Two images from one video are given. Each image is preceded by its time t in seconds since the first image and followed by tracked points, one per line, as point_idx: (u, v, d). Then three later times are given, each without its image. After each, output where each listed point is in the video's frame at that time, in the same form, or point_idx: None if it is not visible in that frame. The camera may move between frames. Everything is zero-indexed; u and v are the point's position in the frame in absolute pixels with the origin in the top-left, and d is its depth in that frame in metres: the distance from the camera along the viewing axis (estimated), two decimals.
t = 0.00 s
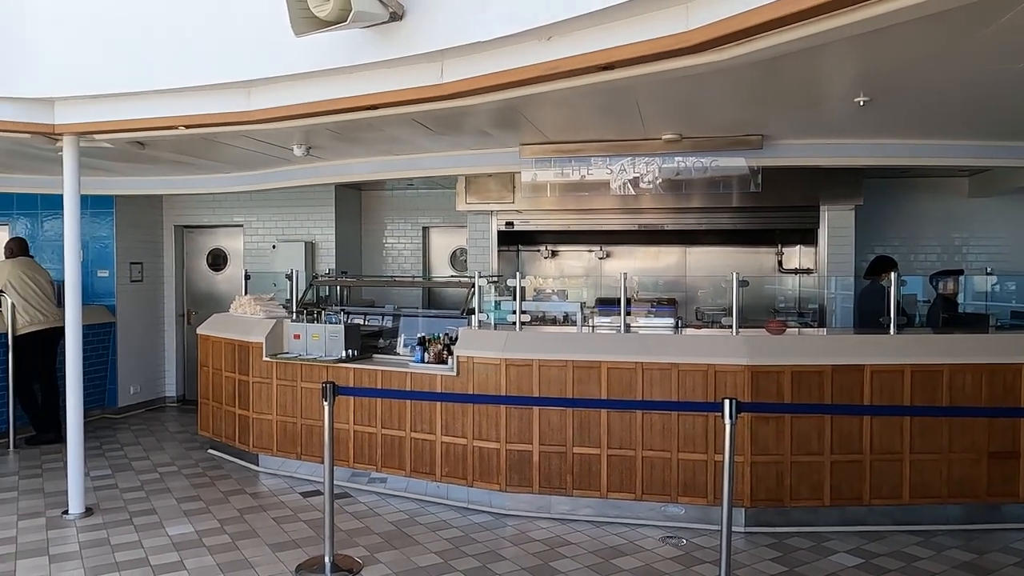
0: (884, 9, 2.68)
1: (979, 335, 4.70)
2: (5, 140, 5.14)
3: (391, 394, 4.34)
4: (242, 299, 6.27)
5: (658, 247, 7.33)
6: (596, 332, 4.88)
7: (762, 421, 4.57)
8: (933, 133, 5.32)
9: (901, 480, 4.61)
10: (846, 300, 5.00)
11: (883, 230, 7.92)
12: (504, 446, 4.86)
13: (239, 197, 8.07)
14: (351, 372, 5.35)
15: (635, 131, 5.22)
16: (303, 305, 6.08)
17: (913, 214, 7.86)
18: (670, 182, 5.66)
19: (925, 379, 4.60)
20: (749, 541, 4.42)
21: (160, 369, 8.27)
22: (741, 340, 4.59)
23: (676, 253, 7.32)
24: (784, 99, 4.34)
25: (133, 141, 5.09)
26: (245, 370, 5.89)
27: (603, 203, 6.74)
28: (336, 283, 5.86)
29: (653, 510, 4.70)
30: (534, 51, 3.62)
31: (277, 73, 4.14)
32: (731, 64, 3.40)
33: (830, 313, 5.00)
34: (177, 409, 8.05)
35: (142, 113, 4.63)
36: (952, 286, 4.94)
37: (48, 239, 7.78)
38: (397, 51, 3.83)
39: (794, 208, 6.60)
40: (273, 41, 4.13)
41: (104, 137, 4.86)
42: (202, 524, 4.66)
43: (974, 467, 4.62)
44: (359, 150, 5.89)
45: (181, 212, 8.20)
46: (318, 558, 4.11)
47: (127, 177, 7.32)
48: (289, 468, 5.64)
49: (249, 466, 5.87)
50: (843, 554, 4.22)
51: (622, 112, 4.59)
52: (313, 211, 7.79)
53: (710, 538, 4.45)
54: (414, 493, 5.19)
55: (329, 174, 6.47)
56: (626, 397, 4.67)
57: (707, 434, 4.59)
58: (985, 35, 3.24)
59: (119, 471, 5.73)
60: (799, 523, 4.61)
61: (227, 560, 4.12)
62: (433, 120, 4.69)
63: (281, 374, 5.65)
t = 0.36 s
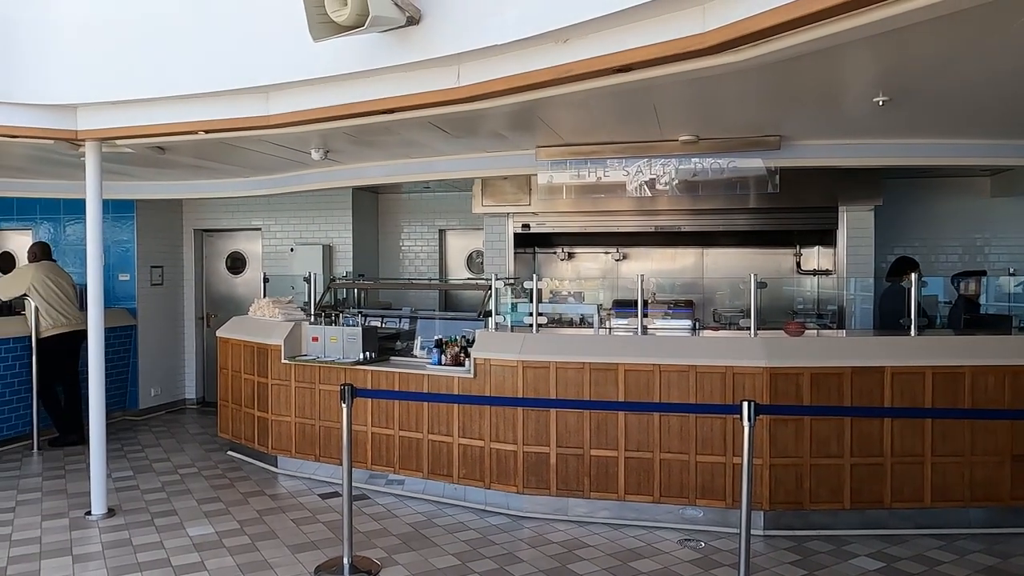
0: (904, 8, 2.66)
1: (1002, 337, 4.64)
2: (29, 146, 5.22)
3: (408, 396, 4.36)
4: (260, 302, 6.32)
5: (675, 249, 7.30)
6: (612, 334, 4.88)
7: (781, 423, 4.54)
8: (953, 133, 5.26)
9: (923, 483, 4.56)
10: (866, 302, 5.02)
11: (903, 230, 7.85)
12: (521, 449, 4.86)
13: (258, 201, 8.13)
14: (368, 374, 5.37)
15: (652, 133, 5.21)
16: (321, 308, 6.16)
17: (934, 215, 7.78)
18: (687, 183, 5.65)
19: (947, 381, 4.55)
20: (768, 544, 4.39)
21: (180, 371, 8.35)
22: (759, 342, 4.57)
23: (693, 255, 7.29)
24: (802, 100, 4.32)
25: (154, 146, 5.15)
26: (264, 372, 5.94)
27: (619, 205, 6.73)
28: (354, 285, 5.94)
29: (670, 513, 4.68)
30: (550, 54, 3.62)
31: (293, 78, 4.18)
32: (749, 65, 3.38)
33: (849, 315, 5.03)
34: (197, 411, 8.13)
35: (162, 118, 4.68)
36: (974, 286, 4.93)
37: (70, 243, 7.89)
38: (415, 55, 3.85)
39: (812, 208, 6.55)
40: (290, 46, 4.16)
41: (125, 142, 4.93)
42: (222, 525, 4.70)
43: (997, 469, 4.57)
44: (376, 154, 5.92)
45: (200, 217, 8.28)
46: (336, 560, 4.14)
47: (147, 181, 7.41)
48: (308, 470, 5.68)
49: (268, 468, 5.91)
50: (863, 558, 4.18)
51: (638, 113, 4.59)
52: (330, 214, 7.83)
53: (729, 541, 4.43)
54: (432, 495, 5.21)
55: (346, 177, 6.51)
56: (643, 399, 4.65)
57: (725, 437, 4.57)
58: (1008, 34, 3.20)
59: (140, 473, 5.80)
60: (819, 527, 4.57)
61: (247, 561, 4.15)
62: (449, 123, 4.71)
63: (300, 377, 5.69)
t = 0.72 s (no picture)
0: (927, 7, 2.63)
1: None
2: (53, 148, 5.29)
3: (425, 397, 4.37)
4: (278, 303, 6.36)
5: (692, 250, 7.26)
6: (630, 336, 4.87)
7: (800, 427, 4.50)
8: (976, 134, 5.20)
9: (944, 487, 4.51)
10: (886, 304, 4.92)
11: (924, 232, 7.77)
12: (538, 450, 4.86)
13: (276, 203, 8.19)
14: (386, 375, 5.40)
15: (670, 134, 5.19)
16: (338, 309, 6.17)
17: (955, 216, 7.69)
18: (704, 184, 5.63)
19: (969, 385, 4.49)
20: (786, 548, 4.36)
21: (199, 371, 8.42)
22: (778, 345, 4.54)
23: (711, 257, 7.26)
24: (822, 101, 4.28)
25: (174, 148, 5.21)
26: (282, 372, 5.97)
27: (636, 207, 6.71)
28: (372, 287, 5.99)
29: (688, 516, 4.66)
30: (568, 55, 3.62)
31: (312, 80, 4.20)
32: (769, 65, 3.36)
33: (870, 317, 4.91)
34: (215, 411, 8.20)
35: (183, 121, 4.73)
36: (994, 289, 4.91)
37: (92, 244, 7.98)
38: (433, 57, 3.87)
39: (832, 210, 6.50)
40: (310, 48, 4.19)
41: (146, 145, 4.98)
42: (241, 524, 4.74)
43: (1020, 474, 4.51)
44: (394, 156, 5.94)
45: (219, 218, 8.36)
46: (354, 560, 4.15)
47: (167, 183, 7.48)
48: (325, 470, 5.71)
49: (286, 468, 5.95)
50: (883, 563, 4.14)
51: (657, 115, 4.58)
52: (347, 215, 7.87)
53: (746, 545, 4.40)
54: (448, 496, 5.22)
55: (364, 179, 6.55)
56: (661, 401, 4.63)
57: (744, 440, 4.54)
58: None
59: (160, 472, 5.85)
60: (839, 531, 4.53)
61: (265, 561, 4.17)
62: (466, 125, 4.72)
63: (318, 377, 5.72)
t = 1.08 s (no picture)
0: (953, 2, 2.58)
1: None
2: (81, 149, 5.37)
3: (447, 395, 4.38)
4: (301, 301, 6.41)
5: (714, 248, 7.21)
6: (651, 335, 4.85)
7: (824, 426, 4.46)
8: (1006, 129, 5.11)
9: (972, 489, 4.44)
10: (912, 302, 4.87)
11: (951, 229, 7.66)
12: (559, 449, 4.85)
13: (298, 202, 8.24)
14: (407, 372, 5.42)
15: (692, 131, 5.16)
16: (360, 307, 6.19)
17: (983, 213, 7.57)
18: (725, 182, 5.60)
19: (998, 385, 4.42)
20: (810, 548, 4.32)
21: (223, 369, 8.52)
22: (801, 344, 4.50)
23: (733, 255, 7.19)
24: (846, 97, 4.23)
25: (199, 148, 5.26)
26: (304, 370, 6.02)
27: (657, 205, 6.68)
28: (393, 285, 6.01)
29: (710, 516, 4.63)
30: (589, 53, 3.61)
31: (334, 80, 4.22)
32: (792, 62, 3.33)
33: (893, 316, 4.88)
34: (239, 409, 8.28)
35: (207, 121, 4.78)
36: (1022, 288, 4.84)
37: (117, 243, 8.09)
38: (454, 56, 3.87)
39: (856, 207, 6.42)
40: (332, 48, 4.21)
41: (171, 145, 5.04)
42: (264, 520, 4.79)
43: None
44: (415, 154, 5.96)
45: (242, 217, 8.44)
46: (376, 557, 4.18)
47: (192, 183, 7.56)
48: (347, 467, 5.75)
49: (308, 465, 6.00)
50: (909, 565, 4.09)
51: (678, 112, 4.55)
52: (369, 214, 7.91)
53: (769, 545, 4.37)
54: (469, 494, 5.23)
55: (385, 178, 6.58)
56: (683, 400, 4.61)
57: (767, 439, 4.51)
58: None
59: (185, 468, 5.92)
60: (864, 532, 4.48)
61: (288, 557, 4.21)
62: (487, 123, 4.73)
63: (340, 375, 5.76)
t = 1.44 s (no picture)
0: None
1: None
2: (109, 151, 5.45)
3: (471, 394, 4.38)
4: (325, 300, 6.46)
5: (738, 247, 7.14)
6: (674, 334, 4.82)
7: (851, 426, 4.41)
8: None
9: (1003, 490, 4.36)
10: (940, 300, 4.78)
11: (980, 226, 7.53)
12: (582, 448, 4.84)
13: (321, 202, 8.30)
14: (430, 372, 5.44)
15: (716, 129, 5.13)
16: (383, 306, 6.25)
17: (1014, 210, 7.43)
18: (748, 180, 5.56)
19: None
20: (837, 550, 4.28)
21: (247, 368, 8.60)
22: (827, 342, 4.45)
23: (757, 253, 7.12)
24: (873, 93, 4.18)
25: (224, 149, 5.32)
26: (328, 369, 6.07)
27: (680, 203, 6.64)
28: (415, 284, 6.05)
29: (735, 516, 4.60)
30: (612, 51, 3.60)
31: (357, 80, 4.24)
32: (817, 58, 3.29)
33: (921, 314, 4.79)
34: (263, 407, 8.37)
35: (233, 122, 4.83)
36: None
37: (144, 244, 8.21)
38: (476, 55, 3.87)
39: (883, 205, 6.34)
40: (355, 49, 4.24)
41: (197, 147, 5.10)
42: (289, 518, 4.83)
43: None
44: (438, 154, 5.98)
45: (266, 218, 8.52)
46: (400, 555, 4.20)
47: (217, 184, 7.65)
48: (371, 466, 5.79)
49: (332, 463, 6.04)
50: (939, 567, 4.03)
51: (702, 110, 4.52)
52: (391, 213, 7.94)
53: (795, 546, 4.33)
54: (492, 493, 5.24)
55: (408, 178, 6.60)
56: (707, 400, 4.58)
57: (792, 439, 4.46)
58: None
59: (211, 466, 6.00)
60: (892, 533, 4.42)
61: (313, 555, 4.24)
62: (509, 122, 4.72)
63: (363, 374, 5.79)
